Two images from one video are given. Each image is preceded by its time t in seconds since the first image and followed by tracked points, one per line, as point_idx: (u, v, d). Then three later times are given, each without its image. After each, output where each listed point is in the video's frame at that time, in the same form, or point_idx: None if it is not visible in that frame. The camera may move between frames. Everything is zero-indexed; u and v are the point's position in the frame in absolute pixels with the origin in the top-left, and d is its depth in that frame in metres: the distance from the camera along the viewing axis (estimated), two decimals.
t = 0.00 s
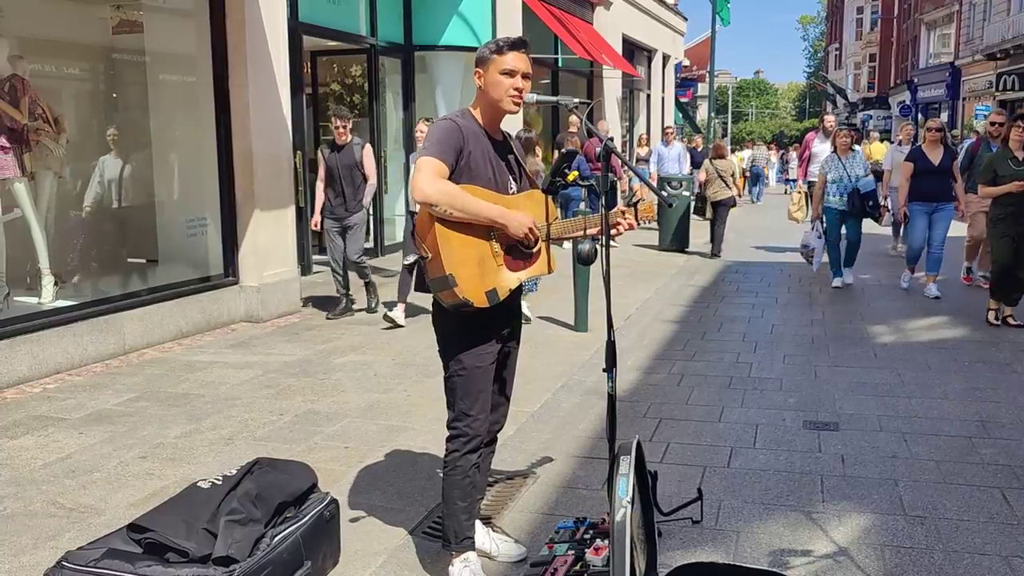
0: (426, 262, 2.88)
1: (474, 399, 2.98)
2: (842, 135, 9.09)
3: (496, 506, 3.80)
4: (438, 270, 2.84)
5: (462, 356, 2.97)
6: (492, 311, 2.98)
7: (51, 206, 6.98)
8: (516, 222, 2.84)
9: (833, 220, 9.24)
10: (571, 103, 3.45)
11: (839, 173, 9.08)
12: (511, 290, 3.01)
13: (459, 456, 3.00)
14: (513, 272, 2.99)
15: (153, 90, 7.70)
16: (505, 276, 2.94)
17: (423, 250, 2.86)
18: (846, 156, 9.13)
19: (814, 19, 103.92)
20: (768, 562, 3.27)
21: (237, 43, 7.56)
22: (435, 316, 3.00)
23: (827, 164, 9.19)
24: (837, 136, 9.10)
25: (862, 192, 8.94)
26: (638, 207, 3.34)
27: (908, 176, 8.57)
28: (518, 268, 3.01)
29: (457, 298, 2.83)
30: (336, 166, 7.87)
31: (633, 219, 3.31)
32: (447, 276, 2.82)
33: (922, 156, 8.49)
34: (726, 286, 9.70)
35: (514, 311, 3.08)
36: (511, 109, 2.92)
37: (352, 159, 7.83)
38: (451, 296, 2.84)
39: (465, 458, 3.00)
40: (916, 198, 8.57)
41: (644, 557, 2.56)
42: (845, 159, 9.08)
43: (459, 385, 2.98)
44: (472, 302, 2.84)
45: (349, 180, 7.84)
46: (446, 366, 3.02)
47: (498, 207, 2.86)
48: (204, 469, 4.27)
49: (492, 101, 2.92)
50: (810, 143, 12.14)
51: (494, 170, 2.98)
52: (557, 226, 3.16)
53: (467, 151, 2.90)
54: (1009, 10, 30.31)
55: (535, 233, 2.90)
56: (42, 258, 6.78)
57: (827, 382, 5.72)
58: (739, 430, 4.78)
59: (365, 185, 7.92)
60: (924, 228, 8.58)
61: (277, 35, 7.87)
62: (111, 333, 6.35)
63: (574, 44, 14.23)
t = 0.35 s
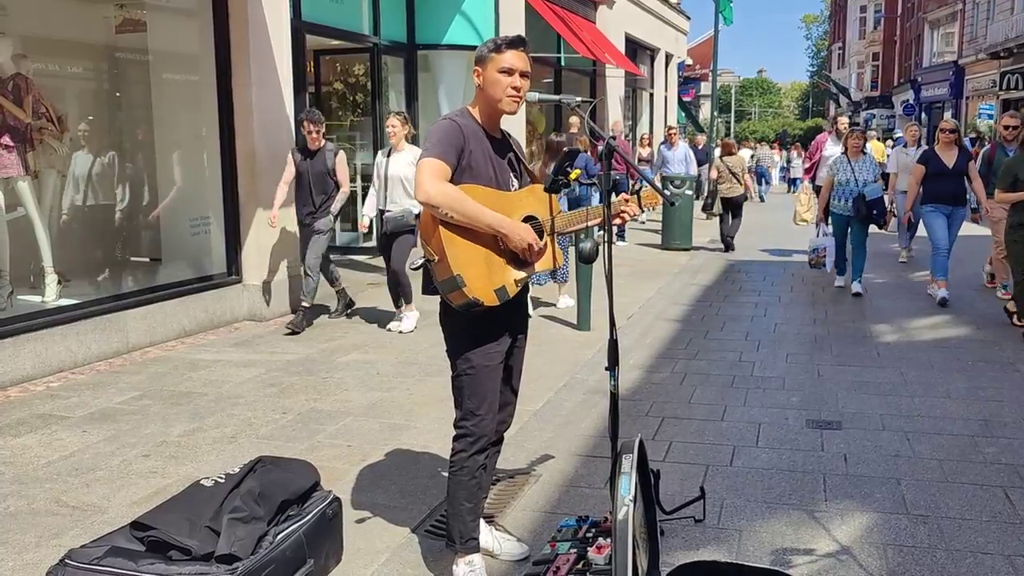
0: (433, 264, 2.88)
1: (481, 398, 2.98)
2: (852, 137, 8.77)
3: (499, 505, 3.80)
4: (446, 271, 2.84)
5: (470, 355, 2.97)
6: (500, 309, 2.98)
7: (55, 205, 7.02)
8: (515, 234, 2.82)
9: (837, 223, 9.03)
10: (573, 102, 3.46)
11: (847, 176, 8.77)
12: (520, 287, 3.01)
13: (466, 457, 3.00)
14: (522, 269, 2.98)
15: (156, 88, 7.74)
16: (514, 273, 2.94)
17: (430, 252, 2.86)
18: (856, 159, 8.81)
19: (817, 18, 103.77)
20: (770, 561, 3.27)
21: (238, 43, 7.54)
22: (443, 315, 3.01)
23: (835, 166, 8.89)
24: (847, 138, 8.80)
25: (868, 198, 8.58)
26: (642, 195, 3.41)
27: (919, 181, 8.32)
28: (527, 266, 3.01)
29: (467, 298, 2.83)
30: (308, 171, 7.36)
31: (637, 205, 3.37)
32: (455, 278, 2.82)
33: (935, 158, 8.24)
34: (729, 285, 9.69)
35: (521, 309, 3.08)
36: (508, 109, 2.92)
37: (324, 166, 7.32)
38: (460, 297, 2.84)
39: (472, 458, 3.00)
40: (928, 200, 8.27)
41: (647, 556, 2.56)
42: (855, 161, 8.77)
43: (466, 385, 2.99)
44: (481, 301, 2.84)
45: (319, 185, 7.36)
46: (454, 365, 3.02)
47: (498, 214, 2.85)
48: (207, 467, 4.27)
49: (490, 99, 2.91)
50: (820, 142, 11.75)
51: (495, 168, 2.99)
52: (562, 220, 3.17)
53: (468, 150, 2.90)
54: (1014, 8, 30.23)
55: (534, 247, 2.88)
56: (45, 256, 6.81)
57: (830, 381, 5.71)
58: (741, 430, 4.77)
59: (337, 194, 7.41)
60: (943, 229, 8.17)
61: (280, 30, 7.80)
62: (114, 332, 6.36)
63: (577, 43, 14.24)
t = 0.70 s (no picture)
0: (427, 265, 2.89)
1: (478, 397, 2.98)
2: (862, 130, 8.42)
3: (500, 504, 3.80)
4: (438, 272, 2.85)
5: (466, 355, 2.97)
6: (498, 310, 2.98)
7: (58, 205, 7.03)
8: (508, 240, 2.82)
9: (845, 226, 8.49)
10: (575, 102, 3.46)
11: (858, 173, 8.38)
12: (516, 290, 3.01)
13: (465, 456, 3.00)
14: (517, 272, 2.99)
15: (158, 88, 7.70)
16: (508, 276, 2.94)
17: (424, 253, 2.88)
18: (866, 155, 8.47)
19: (819, 18, 103.68)
20: (772, 560, 3.27)
21: (243, 44, 7.58)
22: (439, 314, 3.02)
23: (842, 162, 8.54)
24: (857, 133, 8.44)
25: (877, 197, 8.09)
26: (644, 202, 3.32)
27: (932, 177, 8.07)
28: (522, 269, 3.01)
29: (458, 300, 2.85)
30: (275, 166, 6.96)
31: (638, 213, 3.32)
32: (447, 279, 2.84)
33: (949, 155, 7.96)
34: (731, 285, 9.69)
35: (520, 309, 3.08)
36: (501, 111, 2.93)
37: (292, 159, 6.93)
38: (452, 298, 2.85)
39: (471, 457, 3.00)
40: (941, 199, 8.01)
41: (648, 556, 2.56)
42: (866, 158, 8.43)
43: (464, 384, 2.98)
44: (472, 303, 2.85)
45: (287, 182, 6.97)
46: (452, 364, 3.02)
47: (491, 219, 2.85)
48: (209, 466, 4.27)
49: (484, 101, 2.92)
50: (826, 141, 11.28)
51: (494, 170, 2.99)
52: (564, 225, 3.13)
53: (467, 152, 2.89)
54: (1016, 7, 30.22)
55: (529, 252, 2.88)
56: (48, 256, 6.81)
57: (832, 380, 5.71)
58: (743, 429, 4.76)
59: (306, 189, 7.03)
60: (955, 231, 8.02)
61: (282, 30, 7.86)
62: (117, 331, 6.37)
63: (579, 42, 14.23)
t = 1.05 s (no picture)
0: (428, 271, 2.89)
1: (482, 397, 2.98)
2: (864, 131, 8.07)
3: (502, 504, 3.80)
4: (440, 278, 2.86)
5: (470, 355, 2.97)
6: (502, 310, 2.99)
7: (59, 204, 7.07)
8: (502, 245, 2.81)
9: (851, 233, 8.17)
10: (577, 102, 3.46)
11: (862, 177, 8.03)
12: (519, 290, 3.02)
13: (468, 457, 3.00)
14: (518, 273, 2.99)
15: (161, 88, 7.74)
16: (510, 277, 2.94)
17: (425, 258, 2.88)
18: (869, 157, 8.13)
19: (822, 18, 103.62)
20: (774, 561, 3.27)
21: (244, 42, 7.44)
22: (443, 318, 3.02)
23: (844, 166, 8.19)
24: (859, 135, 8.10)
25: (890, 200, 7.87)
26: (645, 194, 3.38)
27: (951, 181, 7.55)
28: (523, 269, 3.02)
29: (460, 303, 2.86)
30: (234, 172, 6.46)
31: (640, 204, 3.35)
32: (449, 284, 2.84)
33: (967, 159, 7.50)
34: (733, 285, 9.69)
35: (523, 307, 3.09)
36: (492, 108, 2.91)
37: (252, 164, 6.46)
38: (453, 302, 2.86)
39: (474, 458, 3.01)
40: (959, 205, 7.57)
41: (651, 555, 2.56)
42: (869, 160, 8.07)
43: (467, 385, 2.99)
44: (475, 306, 2.86)
45: (249, 189, 6.52)
46: (455, 365, 3.02)
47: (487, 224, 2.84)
48: (211, 465, 4.28)
49: (474, 99, 2.91)
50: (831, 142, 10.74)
51: (491, 169, 2.98)
52: (566, 220, 3.14)
53: (463, 154, 2.89)
54: (1018, 7, 30.18)
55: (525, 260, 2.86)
56: (51, 256, 6.81)
57: (834, 381, 5.71)
58: (745, 429, 4.76)
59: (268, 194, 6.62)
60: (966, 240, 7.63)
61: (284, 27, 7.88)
62: (119, 331, 6.37)
63: (581, 42, 14.23)
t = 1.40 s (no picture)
0: (425, 271, 2.89)
1: (480, 396, 2.98)
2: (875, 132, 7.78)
3: (503, 504, 3.80)
4: (436, 278, 2.86)
5: (468, 355, 2.97)
6: (499, 311, 2.99)
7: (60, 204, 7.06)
8: (502, 241, 2.82)
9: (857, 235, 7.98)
10: (578, 102, 3.46)
11: (869, 180, 7.79)
12: (516, 291, 3.02)
13: (467, 456, 3.00)
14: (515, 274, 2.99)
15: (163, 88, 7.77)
16: (507, 279, 2.94)
17: (422, 258, 2.89)
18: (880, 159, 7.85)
19: (823, 18, 103.57)
20: (775, 561, 3.27)
21: (244, 35, 7.44)
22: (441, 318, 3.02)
23: (853, 166, 7.92)
24: (869, 136, 7.83)
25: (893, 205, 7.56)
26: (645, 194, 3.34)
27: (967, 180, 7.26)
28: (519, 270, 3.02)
29: (457, 304, 2.86)
30: (193, 174, 6.13)
31: (638, 206, 3.34)
32: (445, 284, 2.84)
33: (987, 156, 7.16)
34: (734, 285, 9.69)
35: (522, 308, 3.09)
36: (490, 109, 2.91)
37: (214, 166, 6.14)
38: (450, 302, 2.86)
39: (473, 457, 3.01)
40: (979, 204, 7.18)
41: (651, 555, 2.56)
42: (879, 163, 7.79)
43: (465, 384, 2.99)
44: (472, 307, 2.85)
45: (208, 192, 6.17)
46: (453, 365, 3.03)
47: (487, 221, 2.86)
48: (212, 465, 4.28)
49: (473, 101, 2.91)
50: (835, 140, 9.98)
51: (490, 170, 2.98)
52: (564, 222, 3.17)
53: (462, 154, 2.89)
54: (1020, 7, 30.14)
55: (524, 253, 2.89)
56: (52, 257, 6.79)
57: (835, 381, 5.70)
58: (746, 430, 4.76)
59: (230, 199, 6.25)
60: (991, 238, 7.13)
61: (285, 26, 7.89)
62: (120, 330, 6.38)
63: (582, 42, 14.23)
